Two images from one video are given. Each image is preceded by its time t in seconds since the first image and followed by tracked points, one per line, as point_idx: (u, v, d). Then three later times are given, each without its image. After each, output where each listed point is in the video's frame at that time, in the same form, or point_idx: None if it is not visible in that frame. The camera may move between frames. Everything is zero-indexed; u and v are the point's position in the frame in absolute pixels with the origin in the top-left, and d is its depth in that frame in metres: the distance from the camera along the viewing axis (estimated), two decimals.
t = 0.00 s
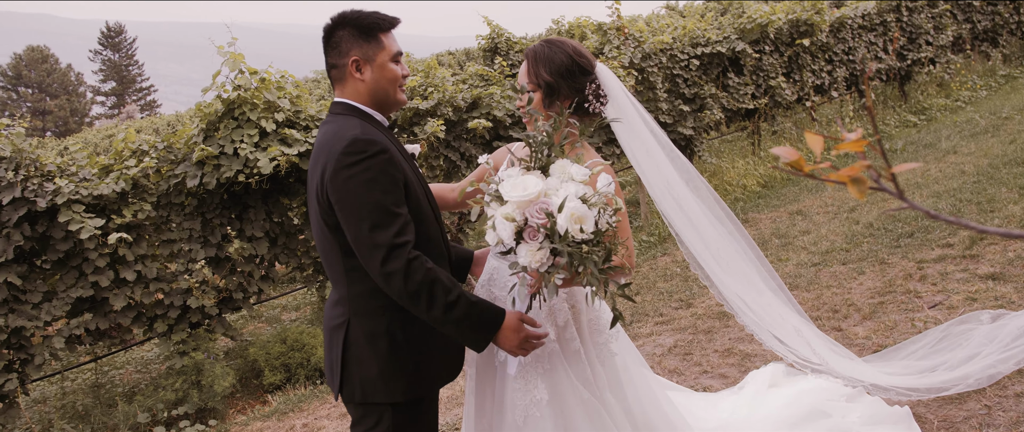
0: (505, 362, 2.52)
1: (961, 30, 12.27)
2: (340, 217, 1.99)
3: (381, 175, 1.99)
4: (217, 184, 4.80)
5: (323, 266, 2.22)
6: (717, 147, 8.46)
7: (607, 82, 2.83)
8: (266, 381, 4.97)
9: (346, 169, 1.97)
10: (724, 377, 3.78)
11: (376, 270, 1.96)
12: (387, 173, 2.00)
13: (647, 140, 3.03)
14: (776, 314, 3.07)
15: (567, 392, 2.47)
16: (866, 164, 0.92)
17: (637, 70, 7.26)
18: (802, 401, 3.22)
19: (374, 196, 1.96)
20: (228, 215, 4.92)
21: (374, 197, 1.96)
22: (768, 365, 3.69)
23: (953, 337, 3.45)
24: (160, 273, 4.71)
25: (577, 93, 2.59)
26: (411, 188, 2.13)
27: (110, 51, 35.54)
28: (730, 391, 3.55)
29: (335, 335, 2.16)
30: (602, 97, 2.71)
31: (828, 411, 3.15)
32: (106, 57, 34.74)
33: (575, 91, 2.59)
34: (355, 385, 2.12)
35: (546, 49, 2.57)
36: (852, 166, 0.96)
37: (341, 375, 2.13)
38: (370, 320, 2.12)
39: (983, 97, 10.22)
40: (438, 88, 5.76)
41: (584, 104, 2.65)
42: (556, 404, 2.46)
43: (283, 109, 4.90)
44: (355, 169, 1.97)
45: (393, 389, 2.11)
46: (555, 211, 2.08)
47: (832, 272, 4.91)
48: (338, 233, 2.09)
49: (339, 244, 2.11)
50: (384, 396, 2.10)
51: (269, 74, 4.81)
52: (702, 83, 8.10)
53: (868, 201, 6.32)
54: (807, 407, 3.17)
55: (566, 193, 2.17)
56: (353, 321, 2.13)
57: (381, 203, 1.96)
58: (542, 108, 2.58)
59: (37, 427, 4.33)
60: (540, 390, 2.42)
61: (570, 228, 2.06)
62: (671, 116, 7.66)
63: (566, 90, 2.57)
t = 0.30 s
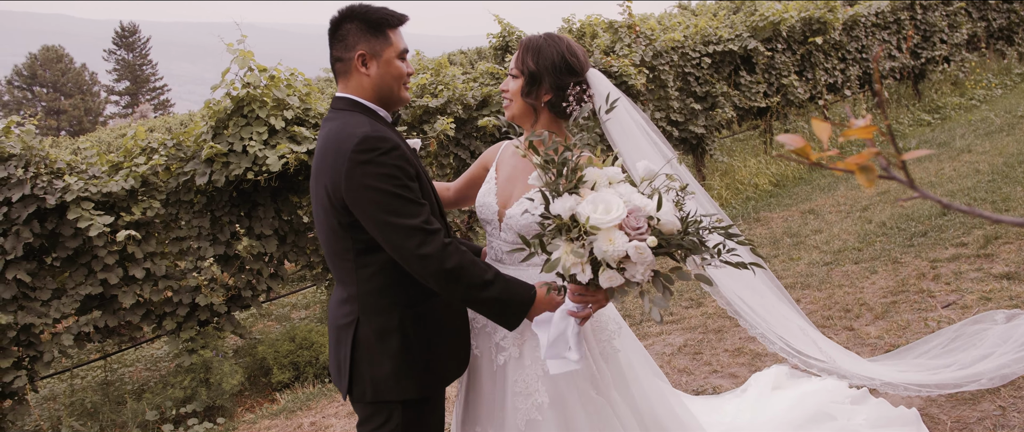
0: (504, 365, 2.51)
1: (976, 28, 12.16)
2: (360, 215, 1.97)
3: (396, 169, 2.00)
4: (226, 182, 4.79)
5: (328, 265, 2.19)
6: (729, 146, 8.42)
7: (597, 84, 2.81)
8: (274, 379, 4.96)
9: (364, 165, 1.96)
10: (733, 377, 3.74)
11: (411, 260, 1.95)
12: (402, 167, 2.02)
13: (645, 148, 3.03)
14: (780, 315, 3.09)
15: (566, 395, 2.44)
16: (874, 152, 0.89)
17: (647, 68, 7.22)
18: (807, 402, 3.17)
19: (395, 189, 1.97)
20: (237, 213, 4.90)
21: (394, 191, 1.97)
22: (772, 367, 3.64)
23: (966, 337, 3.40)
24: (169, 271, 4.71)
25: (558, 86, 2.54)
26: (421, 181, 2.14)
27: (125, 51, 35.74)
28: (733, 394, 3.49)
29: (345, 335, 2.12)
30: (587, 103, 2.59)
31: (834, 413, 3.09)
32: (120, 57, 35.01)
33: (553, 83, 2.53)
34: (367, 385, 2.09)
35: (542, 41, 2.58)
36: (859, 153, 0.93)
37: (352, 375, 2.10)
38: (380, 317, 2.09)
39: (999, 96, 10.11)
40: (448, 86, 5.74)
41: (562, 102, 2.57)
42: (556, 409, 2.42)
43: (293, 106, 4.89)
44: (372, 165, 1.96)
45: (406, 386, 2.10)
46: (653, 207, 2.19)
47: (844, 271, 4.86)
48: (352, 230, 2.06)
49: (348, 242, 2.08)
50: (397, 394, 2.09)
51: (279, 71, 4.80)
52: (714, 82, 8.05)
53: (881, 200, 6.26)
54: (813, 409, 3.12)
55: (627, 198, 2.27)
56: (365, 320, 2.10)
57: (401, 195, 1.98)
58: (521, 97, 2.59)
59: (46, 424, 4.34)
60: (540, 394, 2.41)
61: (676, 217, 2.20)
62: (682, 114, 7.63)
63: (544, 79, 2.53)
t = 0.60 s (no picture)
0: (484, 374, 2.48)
1: (976, 37, 12.16)
2: (373, 215, 1.93)
3: (410, 170, 1.98)
4: (226, 189, 4.74)
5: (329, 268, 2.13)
6: (730, 155, 8.39)
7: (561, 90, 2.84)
8: (272, 389, 4.92)
9: (380, 164, 1.93)
10: (737, 385, 3.69)
11: (430, 259, 1.92)
12: (414, 168, 2.00)
13: (619, 156, 2.97)
14: (778, 308, 3.02)
15: (549, 400, 2.40)
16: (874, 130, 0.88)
17: (648, 76, 7.20)
18: (807, 414, 3.13)
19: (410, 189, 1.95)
20: (236, 220, 4.87)
21: (409, 192, 1.95)
22: (770, 376, 3.59)
23: (973, 343, 3.35)
24: (168, 279, 4.68)
25: (524, 91, 2.50)
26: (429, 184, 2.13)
27: (128, 62, 35.84)
28: (732, 404, 3.43)
29: (347, 339, 2.06)
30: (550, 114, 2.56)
31: (834, 424, 3.04)
32: (123, 68, 35.14)
33: (519, 86, 2.49)
34: (372, 391, 2.03)
35: (514, 44, 2.52)
36: (859, 132, 0.91)
37: (355, 381, 2.04)
38: (385, 320, 2.05)
39: (1001, 104, 10.09)
40: (449, 94, 5.72)
41: (524, 106, 2.52)
42: (536, 415, 2.40)
43: (293, 114, 4.86)
44: (387, 164, 1.94)
45: (411, 388, 2.06)
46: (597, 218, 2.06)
47: (848, 279, 4.82)
48: (360, 231, 2.02)
49: (355, 243, 2.03)
50: (403, 399, 2.05)
51: (280, 79, 4.77)
52: (715, 90, 8.04)
53: (884, 207, 6.22)
54: (813, 419, 3.07)
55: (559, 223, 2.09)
56: (370, 323, 2.04)
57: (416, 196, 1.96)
58: (485, 94, 2.54)
59: None
60: (520, 403, 2.38)
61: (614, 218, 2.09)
62: (683, 123, 7.64)
63: (510, 80, 2.49)
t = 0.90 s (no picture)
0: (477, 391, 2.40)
1: (992, 60, 12.11)
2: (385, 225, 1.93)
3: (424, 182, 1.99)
4: (237, 209, 4.73)
5: (344, 278, 2.12)
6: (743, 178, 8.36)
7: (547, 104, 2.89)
8: (281, 409, 4.89)
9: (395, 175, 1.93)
10: (751, 407, 3.63)
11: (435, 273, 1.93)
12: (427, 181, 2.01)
13: (609, 167, 2.98)
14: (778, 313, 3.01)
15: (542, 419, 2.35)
16: (887, 109, 0.92)
17: (660, 99, 7.21)
18: None
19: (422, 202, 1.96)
20: (247, 240, 4.85)
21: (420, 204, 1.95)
22: (775, 401, 3.50)
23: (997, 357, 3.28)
24: (178, 298, 4.68)
25: (509, 103, 2.50)
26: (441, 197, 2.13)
27: (146, 88, 36.25)
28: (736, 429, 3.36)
29: (361, 351, 2.04)
30: (535, 128, 2.54)
31: None
32: (140, 93, 35.55)
33: (505, 98, 2.49)
34: (384, 404, 2.02)
35: (503, 57, 2.54)
36: (872, 113, 0.95)
37: (369, 393, 2.02)
38: (402, 333, 2.03)
39: (1018, 127, 10.01)
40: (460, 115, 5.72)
41: (510, 119, 2.52)
42: None
43: (305, 134, 4.86)
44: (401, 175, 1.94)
45: (424, 406, 2.05)
46: (534, 230, 1.99)
47: (863, 301, 4.75)
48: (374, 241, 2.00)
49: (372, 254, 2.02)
50: (416, 414, 2.03)
51: (292, 99, 4.77)
52: (727, 113, 8.03)
53: (899, 230, 6.16)
54: None
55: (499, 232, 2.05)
56: (384, 334, 2.02)
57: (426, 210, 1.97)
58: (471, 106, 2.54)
59: None
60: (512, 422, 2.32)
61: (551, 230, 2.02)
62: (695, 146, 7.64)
63: (497, 92, 2.50)
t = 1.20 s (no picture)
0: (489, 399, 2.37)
1: (1008, 73, 12.04)
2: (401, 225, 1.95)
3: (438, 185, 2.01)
4: (250, 218, 4.75)
5: (356, 280, 2.12)
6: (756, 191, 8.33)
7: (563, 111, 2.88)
8: (292, 419, 4.89)
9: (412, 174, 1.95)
10: (763, 417, 3.60)
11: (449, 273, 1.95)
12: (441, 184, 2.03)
13: (622, 176, 2.98)
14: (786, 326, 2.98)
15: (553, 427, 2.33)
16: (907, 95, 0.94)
17: (672, 110, 7.20)
18: None
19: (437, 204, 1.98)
20: (260, 249, 4.86)
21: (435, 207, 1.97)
22: (786, 411, 3.45)
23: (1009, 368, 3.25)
24: (191, 307, 4.70)
25: (523, 105, 2.51)
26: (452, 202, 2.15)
27: (162, 101, 36.58)
28: None
29: (371, 353, 2.04)
30: (549, 132, 2.55)
31: None
32: (157, 106, 35.86)
33: (519, 102, 2.51)
34: (392, 407, 2.02)
35: (514, 63, 2.56)
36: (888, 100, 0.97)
37: (378, 396, 2.02)
38: (412, 337, 2.04)
39: None
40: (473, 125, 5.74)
41: (524, 122, 2.52)
42: None
43: (318, 144, 4.87)
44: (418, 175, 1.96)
45: (431, 410, 2.06)
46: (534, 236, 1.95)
47: (878, 312, 4.71)
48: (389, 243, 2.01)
49: (386, 255, 2.03)
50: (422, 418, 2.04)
51: (305, 110, 4.79)
52: (740, 125, 8.02)
53: (914, 242, 6.12)
54: None
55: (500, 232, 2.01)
56: (396, 337, 2.03)
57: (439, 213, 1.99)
58: (484, 110, 2.54)
59: None
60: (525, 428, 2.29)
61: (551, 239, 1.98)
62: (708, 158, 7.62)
63: (510, 96, 2.51)
